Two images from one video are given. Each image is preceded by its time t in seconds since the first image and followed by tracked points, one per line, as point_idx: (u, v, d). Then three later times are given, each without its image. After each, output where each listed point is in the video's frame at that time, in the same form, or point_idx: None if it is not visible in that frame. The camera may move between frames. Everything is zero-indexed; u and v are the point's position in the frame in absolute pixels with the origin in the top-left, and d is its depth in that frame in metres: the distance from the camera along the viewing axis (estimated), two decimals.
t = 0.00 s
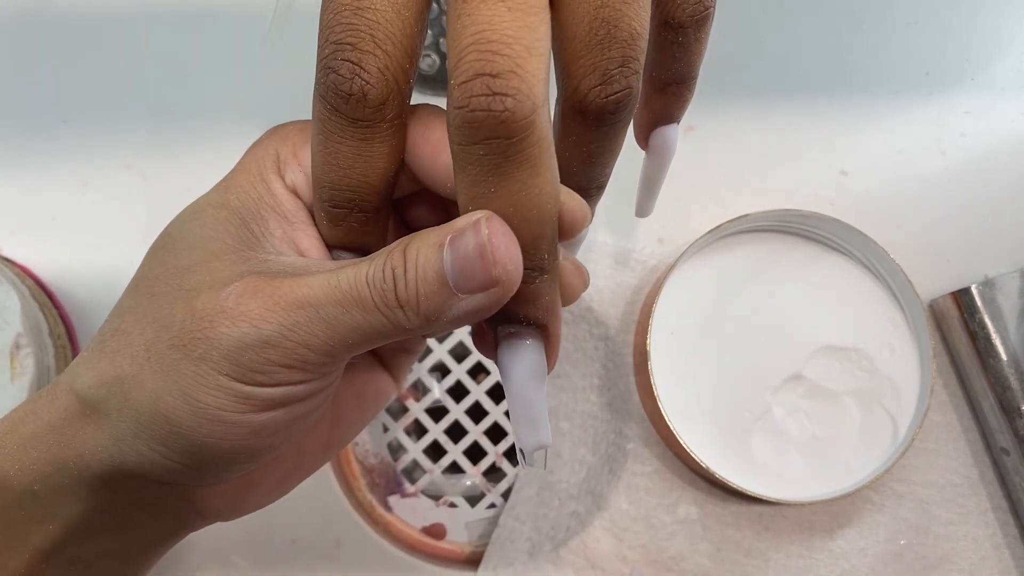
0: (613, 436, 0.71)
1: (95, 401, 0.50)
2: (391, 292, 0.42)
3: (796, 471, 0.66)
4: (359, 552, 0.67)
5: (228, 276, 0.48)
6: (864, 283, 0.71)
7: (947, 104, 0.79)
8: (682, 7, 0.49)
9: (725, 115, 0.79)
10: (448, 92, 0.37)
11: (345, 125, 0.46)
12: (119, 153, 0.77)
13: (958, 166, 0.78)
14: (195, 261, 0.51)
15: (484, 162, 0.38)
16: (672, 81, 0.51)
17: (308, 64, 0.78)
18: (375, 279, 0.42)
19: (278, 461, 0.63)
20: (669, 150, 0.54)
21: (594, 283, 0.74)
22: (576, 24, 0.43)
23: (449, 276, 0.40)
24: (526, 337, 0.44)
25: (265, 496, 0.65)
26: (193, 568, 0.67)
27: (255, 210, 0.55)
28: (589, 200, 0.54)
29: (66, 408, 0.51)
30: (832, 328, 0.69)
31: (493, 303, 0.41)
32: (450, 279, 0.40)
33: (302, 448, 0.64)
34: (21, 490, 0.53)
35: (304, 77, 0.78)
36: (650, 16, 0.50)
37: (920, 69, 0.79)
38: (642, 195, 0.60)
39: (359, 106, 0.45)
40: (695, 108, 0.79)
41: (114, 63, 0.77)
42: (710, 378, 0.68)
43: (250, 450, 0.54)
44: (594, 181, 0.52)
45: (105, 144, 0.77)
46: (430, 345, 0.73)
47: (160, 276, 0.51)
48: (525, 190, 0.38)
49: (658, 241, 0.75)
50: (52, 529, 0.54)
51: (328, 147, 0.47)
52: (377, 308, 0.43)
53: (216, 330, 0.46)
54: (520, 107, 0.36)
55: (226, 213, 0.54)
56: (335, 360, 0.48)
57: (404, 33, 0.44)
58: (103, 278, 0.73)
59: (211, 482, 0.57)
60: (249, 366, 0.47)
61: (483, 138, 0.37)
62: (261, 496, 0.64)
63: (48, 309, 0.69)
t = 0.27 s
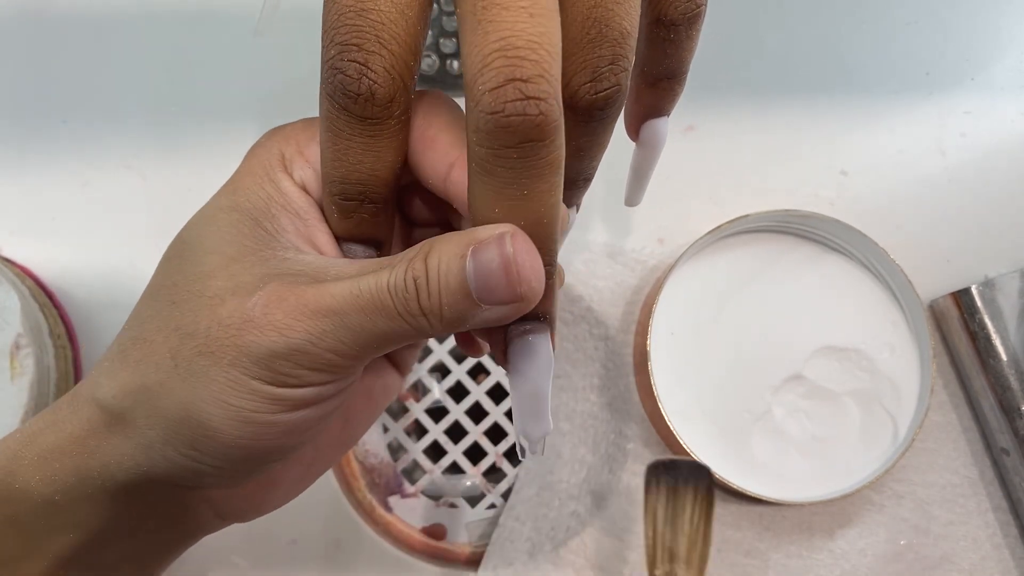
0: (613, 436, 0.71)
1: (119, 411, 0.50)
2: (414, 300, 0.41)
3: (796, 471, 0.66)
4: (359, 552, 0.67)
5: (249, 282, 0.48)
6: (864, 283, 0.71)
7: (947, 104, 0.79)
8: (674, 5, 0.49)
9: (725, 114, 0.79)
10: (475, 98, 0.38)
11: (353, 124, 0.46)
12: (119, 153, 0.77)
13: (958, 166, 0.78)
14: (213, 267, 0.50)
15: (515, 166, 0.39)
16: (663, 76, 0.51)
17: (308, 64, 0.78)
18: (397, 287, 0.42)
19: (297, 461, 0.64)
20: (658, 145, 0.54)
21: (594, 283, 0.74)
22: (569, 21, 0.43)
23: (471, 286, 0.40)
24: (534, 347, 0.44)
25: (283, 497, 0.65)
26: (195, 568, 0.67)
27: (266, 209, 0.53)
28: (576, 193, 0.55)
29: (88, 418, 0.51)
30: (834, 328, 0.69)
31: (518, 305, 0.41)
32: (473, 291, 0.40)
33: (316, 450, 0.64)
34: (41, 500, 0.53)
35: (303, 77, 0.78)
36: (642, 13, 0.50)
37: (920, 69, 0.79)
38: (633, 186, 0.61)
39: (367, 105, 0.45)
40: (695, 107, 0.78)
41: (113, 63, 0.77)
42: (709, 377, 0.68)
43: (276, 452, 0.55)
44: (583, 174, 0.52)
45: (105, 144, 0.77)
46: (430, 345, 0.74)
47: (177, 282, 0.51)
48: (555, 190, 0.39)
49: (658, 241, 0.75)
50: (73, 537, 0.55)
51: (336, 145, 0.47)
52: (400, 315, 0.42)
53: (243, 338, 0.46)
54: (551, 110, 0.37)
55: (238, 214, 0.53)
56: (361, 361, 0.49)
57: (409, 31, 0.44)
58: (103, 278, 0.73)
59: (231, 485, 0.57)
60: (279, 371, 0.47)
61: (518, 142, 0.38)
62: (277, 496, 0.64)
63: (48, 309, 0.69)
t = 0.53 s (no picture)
0: (613, 436, 0.71)
1: (123, 408, 0.50)
2: (418, 300, 0.41)
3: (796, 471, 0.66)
4: (359, 552, 0.68)
5: (251, 278, 0.48)
6: (864, 283, 0.71)
7: (947, 104, 0.79)
8: (668, 4, 0.49)
9: (725, 114, 0.79)
10: (478, 99, 0.37)
11: (349, 121, 0.46)
12: (120, 153, 0.77)
13: (958, 166, 0.78)
14: (214, 263, 0.50)
15: (520, 166, 0.38)
16: (657, 75, 0.51)
17: (308, 65, 0.78)
18: (401, 286, 0.42)
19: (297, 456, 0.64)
20: (648, 146, 0.54)
21: (594, 283, 0.74)
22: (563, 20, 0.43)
23: (475, 287, 0.40)
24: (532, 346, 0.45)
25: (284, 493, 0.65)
26: (195, 567, 0.67)
27: (264, 205, 0.53)
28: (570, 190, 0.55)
29: (93, 415, 0.51)
30: (834, 328, 0.69)
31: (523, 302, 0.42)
32: (477, 292, 0.40)
33: (318, 444, 0.65)
34: (46, 499, 0.53)
35: (303, 77, 0.78)
36: (636, 12, 0.50)
37: (920, 69, 0.79)
38: (624, 185, 0.60)
39: (363, 103, 0.45)
40: (694, 108, 0.79)
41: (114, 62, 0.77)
42: (709, 377, 0.68)
43: (280, 446, 0.55)
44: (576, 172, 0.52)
45: (107, 145, 0.77)
46: (430, 344, 0.74)
47: (179, 279, 0.51)
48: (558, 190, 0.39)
49: (658, 242, 0.75)
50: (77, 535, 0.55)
51: (331, 142, 0.47)
52: (404, 313, 0.42)
53: (248, 335, 0.46)
54: (556, 110, 0.37)
55: (237, 210, 0.53)
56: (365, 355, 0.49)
57: (403, 29, 0.44)
58: (103, 278, 0.73)
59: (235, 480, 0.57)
60: (284, 367, 0.48)
61: (523, 143, 0.37)
62: (282, 489, 0.64)
63: (48, 309, 0.69)
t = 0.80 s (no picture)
0: (613, 436, 0.71)
1: (104, 401, 0.50)
2: (399, 293, 0.42)
3: (796, 471, 0.66)
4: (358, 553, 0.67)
5: (233, 273, 0.48)
6: (863, 283, 0.71)
7: (947, 103, 0.79)
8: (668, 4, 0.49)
9: (725, 114, 0.79)
10: (460, 92, 0.37)
11: (343, 119, 0.46)
12: (120, 152, 0.77)
13: (958, 166, 0.78)
14: (201, 258, 0.50)
15: (500, 164, 0.38)
16: (656, 75, 0.51)
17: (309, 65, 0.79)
18: (383, 280, 0.42)
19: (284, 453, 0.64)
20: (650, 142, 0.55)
21: (594, 283, 0.74)
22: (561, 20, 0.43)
23: (457, 280, 0.40)
24: (501, 354, 0.44)
25: (271, 492, 0.65)
26: (194, 567, 0.67)
27: (255, 204, 0.54)
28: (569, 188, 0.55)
29: (75, 407, 0.51)
30: (833, 327, 0.69)
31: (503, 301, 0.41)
32: (458, 284, 0.40)
33: (309, 441, 0.65)
34: (29, 490, 0.53)
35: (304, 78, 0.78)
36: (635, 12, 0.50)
37: (920, 69, 0.79)
38: (625, 184, 0.61)
39: (358, 100, 0.45)
40: (694, 107, 0.79)
41: (114, 62, 0.77)
42: (709, 378, 0.68)
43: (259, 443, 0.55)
44: (575, 169, 0.53)
45: (105, 144, 0.77)
46: (430, 345, 0.74)
47: (163, 274, 0.51)
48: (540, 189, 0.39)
49: (658, 242, 0.75)
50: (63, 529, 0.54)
51: (326, 140, 0.47)
52: (385, 308, 0.43)
53: (226, 329, 0.47)
54: (538, 107, 0.36)
55: (227, 209, 0.54)
56: (342, 355, 0.49)
57: (400, 26, 0.44)
58: (103, 279, 0.73)
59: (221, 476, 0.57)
60: (260, 363, 0.48)
61: (501, 139, 0.37)
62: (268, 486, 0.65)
63: (48, 309, 0.69)
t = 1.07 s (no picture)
0: (613, 436, 0.71)
1: (92, 384, 0.51)
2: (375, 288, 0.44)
3: (796, 471, 0.65)
4: (358, 552, 0.67)
5: (224, 268, 0.50)
6: (866, 284, 0.71)
7: (947, 103, 0.79)
8: (692, 7, 0.49)
9: (726, 115, 0.79)
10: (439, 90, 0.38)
11: (349, 126, 0.46)
12: (120, 151, 0.77)
13: (958, 166, 0.78)
14: (196, 252, 0.52)
15: (469, 162, 0.38)
16: (681, 82, 0.51)
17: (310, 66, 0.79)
18: (363, 275, 0.44)
19: (275, 454, 0.65)
20: (677, 155, 0.54)
21: (594, 283, 0.74)
22: (584, 23, 0.43)
23: (431, 275, 0.42)
24: (488, 373, 0.43)
25: (260, 495, 0.65)
26: (194, 566, 0.67)
27: (262, 209, 0.57)
28: (595, 202, 0.54)
29: (65, 390, 0.52)
30: (833, 328, 0.69)
31: (473, 303, 0.42)
32: (432, 279, 0.42)
33: (302, 445, 0.66)
34: (21, 473, 0.53)
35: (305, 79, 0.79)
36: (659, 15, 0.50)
37: (920, 69, 0.79)
38: (650, 202, 0.60)
39: (364, 105, 0.45)
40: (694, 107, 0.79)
41: (114, 62, 0.77)
42: (710, 379, 0.68)
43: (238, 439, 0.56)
44: (601, 182, 0.51)
45: (105, 143, 0.77)
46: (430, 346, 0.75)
47: (160, 266, 0.53)
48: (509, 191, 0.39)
49: (658, 242, 0.75)
50: (54, 515, 0.54)
51: (330, 146, 0.47)
52: (363, 304, 0.44)
53: (208, 319, 0.48)
54: (506, 105, 0.37)
55: (230, 208, 0.56)
56: (318, 357, 0.50)
57: (409, 32, 0.44)
58: (103, 278, 0.73)
59: (210, 468, 0.59)
60: (238, 357, 0.49)
61: (467, 136, 0.38)
62: (256, 492, 0.65)
63: (48, 309, 0.69)
